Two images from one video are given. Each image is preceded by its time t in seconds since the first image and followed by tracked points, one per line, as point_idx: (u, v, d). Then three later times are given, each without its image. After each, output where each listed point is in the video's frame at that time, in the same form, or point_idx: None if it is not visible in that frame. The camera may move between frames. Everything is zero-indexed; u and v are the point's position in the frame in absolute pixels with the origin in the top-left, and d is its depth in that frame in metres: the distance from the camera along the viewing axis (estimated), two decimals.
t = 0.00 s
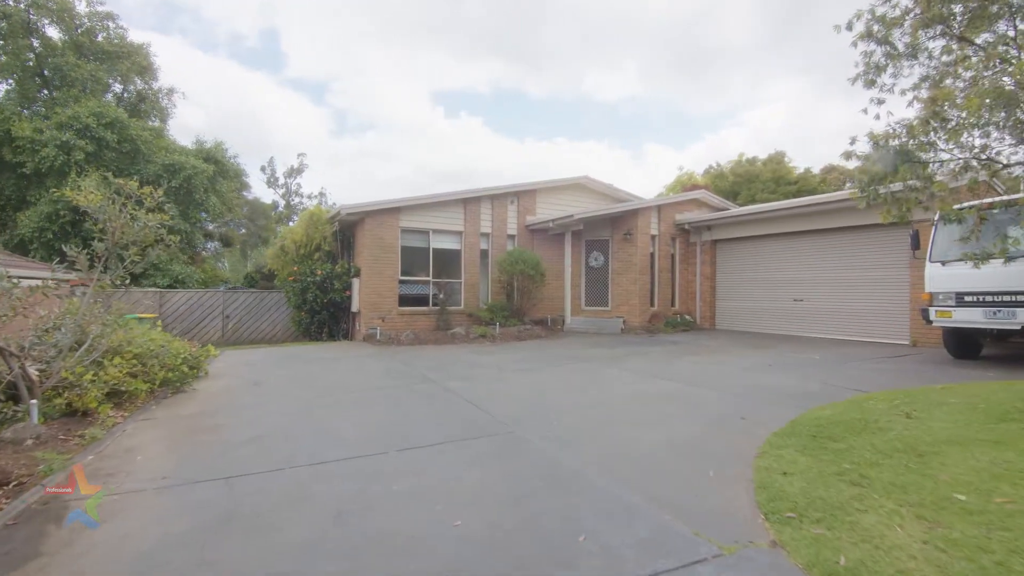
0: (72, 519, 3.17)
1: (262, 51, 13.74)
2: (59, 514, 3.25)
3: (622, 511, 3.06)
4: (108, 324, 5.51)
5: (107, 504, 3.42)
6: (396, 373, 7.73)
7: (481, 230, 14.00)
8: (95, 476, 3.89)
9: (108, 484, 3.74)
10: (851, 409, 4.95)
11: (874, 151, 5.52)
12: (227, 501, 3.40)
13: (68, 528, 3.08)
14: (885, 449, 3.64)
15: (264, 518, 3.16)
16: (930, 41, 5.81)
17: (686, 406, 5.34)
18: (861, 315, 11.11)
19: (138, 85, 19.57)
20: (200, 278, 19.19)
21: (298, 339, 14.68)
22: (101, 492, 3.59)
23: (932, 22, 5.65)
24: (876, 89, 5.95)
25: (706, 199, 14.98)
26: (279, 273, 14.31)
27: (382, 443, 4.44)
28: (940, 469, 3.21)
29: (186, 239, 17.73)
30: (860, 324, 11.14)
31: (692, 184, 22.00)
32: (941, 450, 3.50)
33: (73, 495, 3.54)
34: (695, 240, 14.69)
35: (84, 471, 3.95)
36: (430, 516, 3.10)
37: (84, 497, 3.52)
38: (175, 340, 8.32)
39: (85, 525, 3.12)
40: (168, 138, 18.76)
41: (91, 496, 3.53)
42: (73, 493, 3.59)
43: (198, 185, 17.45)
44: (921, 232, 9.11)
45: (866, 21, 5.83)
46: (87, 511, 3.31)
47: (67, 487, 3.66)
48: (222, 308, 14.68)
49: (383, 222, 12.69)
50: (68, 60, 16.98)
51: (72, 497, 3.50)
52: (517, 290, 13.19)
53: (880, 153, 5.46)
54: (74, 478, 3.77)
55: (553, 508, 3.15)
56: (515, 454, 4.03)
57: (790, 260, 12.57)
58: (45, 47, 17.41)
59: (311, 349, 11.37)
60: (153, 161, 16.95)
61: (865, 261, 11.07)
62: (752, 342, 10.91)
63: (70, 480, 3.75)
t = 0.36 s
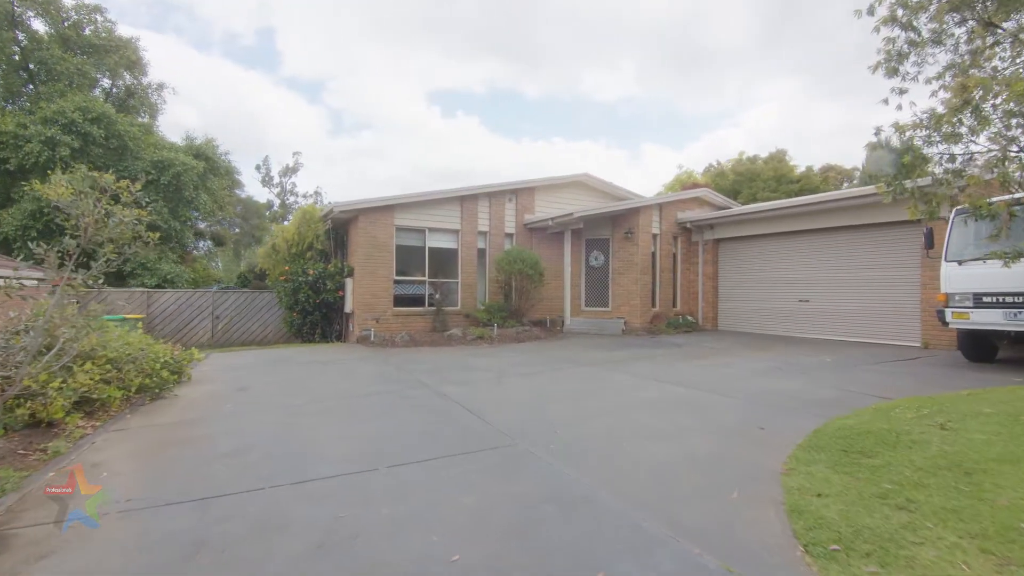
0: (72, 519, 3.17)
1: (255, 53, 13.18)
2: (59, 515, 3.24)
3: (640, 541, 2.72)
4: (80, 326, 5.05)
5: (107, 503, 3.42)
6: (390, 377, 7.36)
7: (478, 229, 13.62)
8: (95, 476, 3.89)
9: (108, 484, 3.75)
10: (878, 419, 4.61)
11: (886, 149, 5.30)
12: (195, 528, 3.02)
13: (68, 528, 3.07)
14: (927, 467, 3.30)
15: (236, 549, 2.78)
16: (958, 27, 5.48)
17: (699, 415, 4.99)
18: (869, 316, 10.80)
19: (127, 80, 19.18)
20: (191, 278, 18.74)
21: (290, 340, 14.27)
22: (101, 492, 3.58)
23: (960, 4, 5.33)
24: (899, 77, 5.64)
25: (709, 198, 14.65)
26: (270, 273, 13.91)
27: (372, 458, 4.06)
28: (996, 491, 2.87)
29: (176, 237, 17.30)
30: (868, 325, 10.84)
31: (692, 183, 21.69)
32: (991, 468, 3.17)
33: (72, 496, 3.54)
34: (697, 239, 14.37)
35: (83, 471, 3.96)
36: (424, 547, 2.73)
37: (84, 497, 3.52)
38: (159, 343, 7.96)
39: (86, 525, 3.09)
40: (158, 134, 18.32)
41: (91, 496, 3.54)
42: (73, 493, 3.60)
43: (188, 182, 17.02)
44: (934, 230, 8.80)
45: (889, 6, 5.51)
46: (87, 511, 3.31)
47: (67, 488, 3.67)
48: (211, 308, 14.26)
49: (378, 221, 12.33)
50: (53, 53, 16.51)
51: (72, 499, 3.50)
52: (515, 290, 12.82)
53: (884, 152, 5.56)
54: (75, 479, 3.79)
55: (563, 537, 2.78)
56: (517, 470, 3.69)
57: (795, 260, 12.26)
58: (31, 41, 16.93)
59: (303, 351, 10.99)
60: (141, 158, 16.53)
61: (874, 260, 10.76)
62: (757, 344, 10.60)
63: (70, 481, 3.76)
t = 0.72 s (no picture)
0: (72, 519, 3.17)
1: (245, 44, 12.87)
2: (59, 515, 3.25)
3: None
4: (41, 329, 4.75)
5: (107, 503, 3.42)
6: (383, 383, 6.98)
7: (475, 227, 13.25)
8: (95, 476, 3.89)
9: (108, 483, 3.75)
10: (910, 429, 4.26)
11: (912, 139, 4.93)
12: (157, 563, 2.65)
13: (68, 527, 3.07)
14: (981, 489, 2.95)
15: None
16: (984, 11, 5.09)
17: (715, 426, 4.63)
18: (878, 317, 10.50)
19: (114, 74, 18.71)
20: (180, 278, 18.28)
21: (281, 342, 13.86)
22: (99, 492, 3.58)
23: None
24: (924, 64, 5.30)
25: (711, 195, 14.33)
26: (261, 273, 13.48)
27: (362, 476, 3.69)
28: None
29: (164, 236, 16.87)
30: (877, 326, 10.53)
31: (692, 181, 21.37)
32: None
33: (72, 496, 3.55)
34: (699, 238, 14.03)
35: (84, 471, 3.98)
36: None
37: (84, 496, 3.53)
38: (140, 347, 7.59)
39: (85, 525, 3.09)
40: (146, 130, 17.85)
41: (90, 496, 3.53)
42: (73, 493, 3.61)
43: (176, 179, 16.58)
44: (950, 227, 8.48)
45: None
46: (86, 511, 3.31)
47: (68, 487, 3.69)
48: (200, 310, 13.83)
49: (372, 218, 11.93)
50: (37, 46, 16.03)
51: (72, 498, 3.51)
52: (513, 290, 12.45)
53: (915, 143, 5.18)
54: (75, 478, 3.80)
55: None
56: (521, 492, 3.33)
57: (801, 259, 11.95)
58: (14, 33, 16.43)
59: (293, 354, 10.60)
60: (128, 154, 16.11)
61: (883, 259, 10.47)
62: (763, 346, 10.28)
63: (70, 480, 3.77)
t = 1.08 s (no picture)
0: (72, 519, 3.16)
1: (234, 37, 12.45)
2: (59, 515, 3.24)
3: None
4: None
5: (108, 503, 3.41)
6: (375, 388, 6.60)
7: (472, 226, 12.87)
8: (96, 475, 3.88)
9: (108, 483, 3.74)
10: (946, 442, 3.92)
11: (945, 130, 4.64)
12: None
13: (67, 528, 3.06)
14: None
15: None
16: None
17: (733, 438, 4.28)
18: (888, 318, 10.19)
19: (101, 69, 18.26)
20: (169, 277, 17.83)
21: (272, 344, 13.45)
22: (101, 492, 3.57)
23: None
24: (954, 49, 4.98)
25: (713, 193, 14.01)
26: (251, 272, 13.07)
27: (348, 499, 3.32)
28: None
29: (151, 234, 16.43)
30: (887, 327, 10.22)
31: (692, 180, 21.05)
32: None
33: (71, 496, 3.54)
34: (702, 237, 13.71)
35: (83, 471, 3.97)
36: None
37: (84, 497, 3.53)
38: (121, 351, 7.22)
39: (84, 526, 3.08)
40: (133, 125, 17.39)
41: (91, 496, 3.53)
42: (73, 493, 3.60)
43: (164, 176, 16.14)
44: (965, 226, 8.16)
45: None
46: (87, 511, 3.31)
47: (68, 487, 3.68)
48: (188, 310, 13.41)
49: (365, 216, 11.54)
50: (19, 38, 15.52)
51: (72, 499, 3.51)
52: (511, 291, 12.09)
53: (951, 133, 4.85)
54: (75, 479, 3.79)
55: None
56: (526, 518, 2.97)
57: (807, 259, 11.63)
58: None
59: (283, 357, 10.21)
60: (114, 150, 15.68)
61: (893, 259, 10.15)
62: (770, 348, 9.96)
63: (70, 481, 3.77)
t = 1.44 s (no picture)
0: (72, 519, 3.16)
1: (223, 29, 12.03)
2: (59, 515, 3.24)
3: None
4: None
5: (108, 503, 3.41)
6: (366, 395, 6.24)
7: (469, 225, 12.51)
8: (96, 476, 3.88)
9: (108, 483, 3.73)
10: (991, 458, 3.58)
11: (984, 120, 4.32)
12: None
13: (67, 528, 3.06)
14: None
15: None
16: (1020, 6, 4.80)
17: (757, 453, 3.93)
18: (899, 320, 9.88)
19: (88, 64, 17.81)
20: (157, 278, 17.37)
21: (262, 346, 13.03)
22: (101, 491, 3.59)
23: None
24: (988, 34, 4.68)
25: (715, 191, 13.70)
26: (240, 273, 12.63)
27: (333, 528, 2.95)
28: None
29: (139, 233, 16.00)
30: (898, 329, 9.92)
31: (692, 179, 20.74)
32: None
33: (71, 496, 3.54)
34: (704, 236, 13.40)
35: (83, 471, 3.96)
36: None
37: (84, 497, 3.53)
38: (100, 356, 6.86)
39: (85, 525, 3.10)
40: (120, 121, 16.93)
41: (91, 495, 3.54)
42: (73, 493, 3.60)
43: (152, 173, 15.70)
44: (983, 224, 7.86)
45: None
46: (87, 511, 3.30)
47: (68, 488, 3.68)
48: (175, 312, 12.97)
49: (358, 215, 11.15)
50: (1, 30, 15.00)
51: (72, 499, 3.50)
52: (509, 292, 11.72)
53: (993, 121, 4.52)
54: (75, 479, 3.79)
55: None
56: (536, 553, 2.61)
57: (813, 258, 11.32)
58: None
59: (273, 360, 9.83)
60: (100, 147, 15.26)
61: (903, 258, 9.84)
62: (777, 351, 9.64)
63: (70, 481, 3.77)
